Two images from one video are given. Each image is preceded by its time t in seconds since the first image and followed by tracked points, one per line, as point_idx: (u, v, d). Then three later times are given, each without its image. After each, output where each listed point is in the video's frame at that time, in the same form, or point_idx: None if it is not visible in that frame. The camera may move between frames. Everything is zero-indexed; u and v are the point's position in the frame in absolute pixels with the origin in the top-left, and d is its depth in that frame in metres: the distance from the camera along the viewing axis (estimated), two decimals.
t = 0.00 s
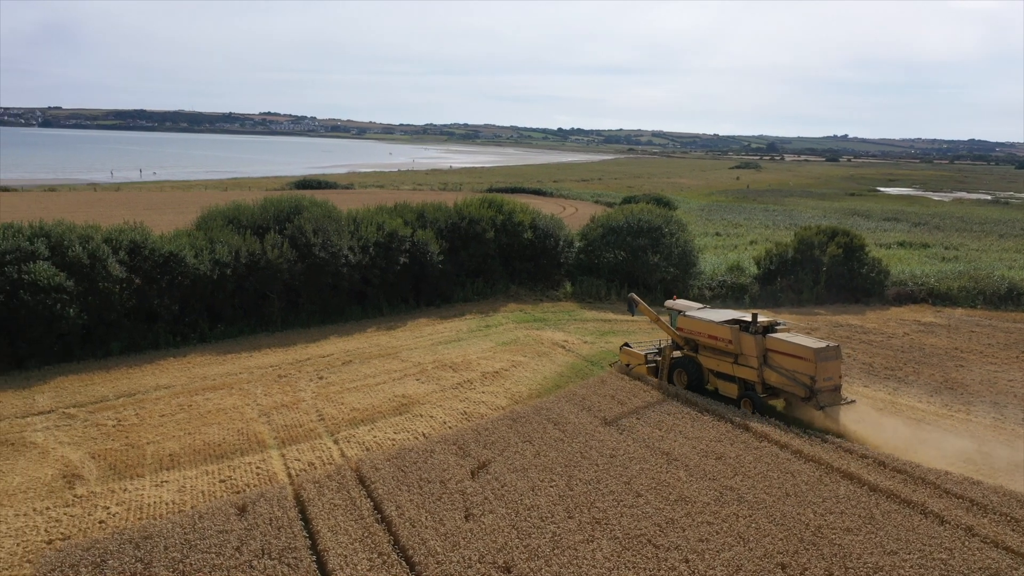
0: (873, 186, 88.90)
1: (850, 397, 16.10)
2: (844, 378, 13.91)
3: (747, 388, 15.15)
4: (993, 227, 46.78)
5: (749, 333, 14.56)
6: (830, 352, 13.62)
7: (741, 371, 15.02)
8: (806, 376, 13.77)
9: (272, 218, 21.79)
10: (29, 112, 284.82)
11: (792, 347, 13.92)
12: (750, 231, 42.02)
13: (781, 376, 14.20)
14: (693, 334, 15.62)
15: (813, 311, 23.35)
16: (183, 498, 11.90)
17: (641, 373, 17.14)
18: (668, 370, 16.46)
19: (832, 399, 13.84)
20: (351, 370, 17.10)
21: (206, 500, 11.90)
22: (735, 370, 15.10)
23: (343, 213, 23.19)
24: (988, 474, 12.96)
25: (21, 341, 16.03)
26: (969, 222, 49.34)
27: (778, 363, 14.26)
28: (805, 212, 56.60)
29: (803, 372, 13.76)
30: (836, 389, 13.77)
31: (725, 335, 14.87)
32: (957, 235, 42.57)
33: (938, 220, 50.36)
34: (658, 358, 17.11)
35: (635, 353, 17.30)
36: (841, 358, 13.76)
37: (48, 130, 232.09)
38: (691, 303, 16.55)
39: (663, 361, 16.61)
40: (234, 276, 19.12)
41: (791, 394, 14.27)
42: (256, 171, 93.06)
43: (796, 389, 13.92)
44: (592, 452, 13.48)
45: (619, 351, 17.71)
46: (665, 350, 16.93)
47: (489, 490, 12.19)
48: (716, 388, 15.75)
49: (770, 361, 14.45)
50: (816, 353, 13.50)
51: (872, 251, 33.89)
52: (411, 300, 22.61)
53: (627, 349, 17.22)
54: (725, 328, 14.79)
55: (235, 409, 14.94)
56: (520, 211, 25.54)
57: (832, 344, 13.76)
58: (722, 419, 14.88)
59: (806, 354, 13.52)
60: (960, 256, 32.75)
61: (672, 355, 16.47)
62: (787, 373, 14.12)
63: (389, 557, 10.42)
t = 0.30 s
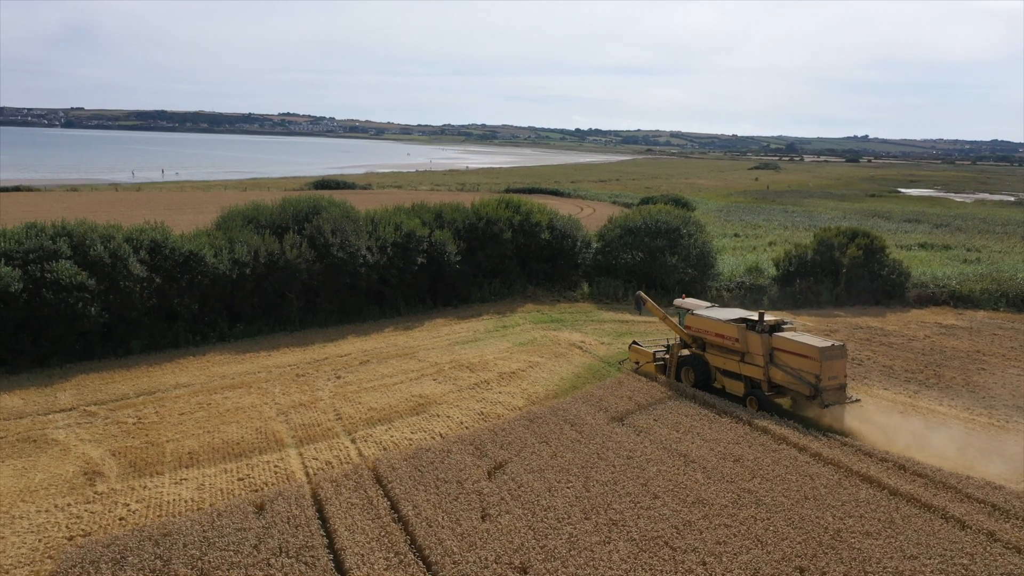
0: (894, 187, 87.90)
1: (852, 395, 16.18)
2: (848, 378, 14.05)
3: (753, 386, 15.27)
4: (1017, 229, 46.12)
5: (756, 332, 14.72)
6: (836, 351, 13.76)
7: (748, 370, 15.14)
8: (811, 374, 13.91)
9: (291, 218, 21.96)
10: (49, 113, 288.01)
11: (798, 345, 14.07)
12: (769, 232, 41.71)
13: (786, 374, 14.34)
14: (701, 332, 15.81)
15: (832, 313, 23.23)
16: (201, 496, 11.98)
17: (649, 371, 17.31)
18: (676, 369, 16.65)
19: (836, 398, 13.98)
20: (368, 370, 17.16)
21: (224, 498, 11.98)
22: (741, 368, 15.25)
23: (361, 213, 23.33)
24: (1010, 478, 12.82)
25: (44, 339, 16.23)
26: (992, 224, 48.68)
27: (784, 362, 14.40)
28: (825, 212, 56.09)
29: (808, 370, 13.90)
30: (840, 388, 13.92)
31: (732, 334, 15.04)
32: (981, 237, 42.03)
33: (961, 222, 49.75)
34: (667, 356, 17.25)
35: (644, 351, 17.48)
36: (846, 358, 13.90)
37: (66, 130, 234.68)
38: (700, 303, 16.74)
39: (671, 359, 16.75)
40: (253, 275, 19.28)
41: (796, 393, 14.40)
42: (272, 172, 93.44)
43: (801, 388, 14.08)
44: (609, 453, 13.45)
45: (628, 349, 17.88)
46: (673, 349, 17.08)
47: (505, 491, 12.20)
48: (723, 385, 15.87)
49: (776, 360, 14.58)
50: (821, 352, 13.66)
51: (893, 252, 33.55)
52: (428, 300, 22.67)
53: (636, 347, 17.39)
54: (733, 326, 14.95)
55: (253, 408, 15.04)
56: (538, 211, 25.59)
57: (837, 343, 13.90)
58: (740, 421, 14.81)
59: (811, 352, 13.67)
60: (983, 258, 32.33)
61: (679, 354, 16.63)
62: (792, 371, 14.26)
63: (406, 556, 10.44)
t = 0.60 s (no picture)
0: (911, 188, 87.27)
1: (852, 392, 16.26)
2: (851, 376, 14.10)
3: (756, 384, 15.38)
4: None
5: (760, 330, 14.84)
6: (838, 350, 13.81)
7: (751, 368, 15.27)
8: (813, 372, 13.96)
9: (306, 218, 22.11)
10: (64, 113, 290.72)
11: (800, 343, 14.14)
12: (785, 233, 41.46)
13: (789, 372, 14.39)
14: (706, 331, 15.96)
15: (848, 315, 23.11)
16: (217, 495, 12.05)
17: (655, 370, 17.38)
18: (681, 366, 16.79)
19: (838, 396, 14.00)
20: (383, 370, 17.21)
21: (239, 496, 12.05)
22: (745, 366, 15.35)
23: (376, 213, 23.45)
24: None
25: (62, 338, 16.41)
26: (1013, 225, 48.28)
27: (786, 360, 14.47)
28: (842, 213, 55.76)
29: (810, 368, 13.95)
30: (843, 387, 13.96)
31: (737, 332, 15.18)
32: (1001, 238, 41.66)
33: (981, 223, 49.29)
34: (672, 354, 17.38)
35: (650, 350, 17.62)
36: (849, 356, 13.95)
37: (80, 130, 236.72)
38: (705, 301, 16.88)
39: (676, 357, 16.90)
40: (269, 275, 19.41)
41: (798, 391, 14.43)
42: (285, 172, 93.74)
43: (803, 385, 14.12)
44: (623, 454, 13.43)
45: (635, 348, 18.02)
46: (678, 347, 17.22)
47: (519, 491, 12.20)
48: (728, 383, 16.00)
49: (779, 358, 14.66)
50: (823, 350, 13.70)
51: (911, 253, 33.31)
52: (442, 300, 22.72)
53: (641, 346, 17.54)
54: (737, 324, 15.10)
55: (268, 407, 15.12)
56: (552, 212, 25.62)
57: (841, 342, 13.95)
58: (755, 423, 14.74)
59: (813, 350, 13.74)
60: (1003, 260, 32.04)
61: (684, 352, 16.78)
62: (795, 369, 14.33)
63: (420, 556, 10.46)
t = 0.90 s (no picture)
0: (928, 189, 86.69)
1: (859, 392, 16.27)
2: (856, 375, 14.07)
3: (761, 382, 15.52)
4: None
5: (764, 329, 14.88)
6: (842, 349, 13.80)
7: (756, 366, 15.36)
8: (817, 371, 13.98)
9: (322, 218, 22.22)
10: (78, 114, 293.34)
11: (804, 342, 14.16)
12: (801, 234, 41.24)
13: (793, 371, 14.42)
14: (712, 329, 16.07)
15: (865, 317, 22.96)
16: (232, 493, 12.12)
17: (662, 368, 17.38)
18: (687, 364, 16.91)
19: (842, 395, 14.00)
20: (397, 370, 17.25)
21: (255, 495, 12.11)
22: (750, 364, 15.46)
23: (391, 213, 23.53)
24: None
25: (79, 337, 16.57)
26: None
27: (791, 358, 14.51)
28: (859, 215, 55.46)
29: (814, 367, 13.98)
30: (847, 385, 13.95)
31: (742, 331, 15.27)
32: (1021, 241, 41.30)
33: (1001, 225, 48.90)
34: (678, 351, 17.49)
35: (656, 349, 17.69)
36: (854, 355, 13.94)
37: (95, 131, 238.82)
38: (712, 300, 16.96)
39: (683, 354, 17.01)
40: (284, 275, 19.52)
41: (803, 389, 14.49)
42: (298, 172, 94.21)
43: (807, 384, 14.15)
44: (637, 455, 13.40)
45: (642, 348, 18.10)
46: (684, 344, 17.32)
47: (533, 492, 12.20)
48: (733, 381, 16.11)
49: (784, 357, 14.70)
50: (827, 349, 13.71)
51: (930, 255, 33.08)
52: (457, 301, 22.75)
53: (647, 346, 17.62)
54: (742, 323, 15.18)
55: (284, 406, 15.19)
56: (567, 212, 25.61)
57: (845, 341, 13.94)
58: (772, 426, 14.66)
59: (816, 349, 13.77)
60: None
61: (690, 349, 16.88)
62: (799, 368, 14.36)
63: (434, 556, 10.48)
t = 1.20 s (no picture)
0: (944, 190, 85.99)
1: (876, 395, 16.19)
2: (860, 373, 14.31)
3: (766, 379, 15.68)
4: None
5: (770, 328, 15.06)
6: (846, 347, 14.02)
7: (761, 364, 15.54)
8: (822, 369, 14.19)
9: (337, 218, 22.35)
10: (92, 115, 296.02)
11: (809, 341, 14.35)
12: (818, 235, 40.97)
13: (798, 369, 14.63)
14: (717, 327, 16.25)
15: (882, 318, 22.85)
16: (248, 492, 12.19)
17: (668, 366, 17.63)
18: (694, 362, 17.05)
19: (846, 393, 14.24)
20: (412, 370, 17.30)
21: (270, 493, 12.16)
22: (755, 363, 15.63)
23: (406, 214, 23.62)
24: None
25: (95, 335, 16.72)
26: None
27: (796, 356, 14.71)
28: (875, 216, 55.11)
29: (819, 365, 14.20)
30: (851, 383, 14.20)
31: (747, 329, 15.43)
32: None
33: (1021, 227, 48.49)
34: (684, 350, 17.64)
35: (663, 347, 17.78)
36: (858, 354, 14.17)
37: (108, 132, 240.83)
38: (718, 299, 17.16)
39: (688, 352, 17.18)
40: (300, 275, 19.63)
41: (807, 387, 14.73)
42: (313, 173, 94.59)
43: (811, 382, 14.37)
44: (652, 456, 13.37)
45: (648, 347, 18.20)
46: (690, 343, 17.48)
47: (547, 493, 12.19)
48: (738, 379, 16.26)
49: (789, 355, 14.89)
50: (831, 348, 13.93)
51: (948, 256, 32.83)
52: (471, 301, 22.78)
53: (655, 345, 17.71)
54: (747, 321, 15.35)
55: (299, 406, 15.27)
56: (582, 213, 25.58)
57: (850, 340, 14.15)
58: (788, 428, 14.58)
59: (821, 348, 13.98)
60: None
61: (696, 348, 17.04)
62: (804, 366, 14.59)
63: (448, 556, 10.50)
